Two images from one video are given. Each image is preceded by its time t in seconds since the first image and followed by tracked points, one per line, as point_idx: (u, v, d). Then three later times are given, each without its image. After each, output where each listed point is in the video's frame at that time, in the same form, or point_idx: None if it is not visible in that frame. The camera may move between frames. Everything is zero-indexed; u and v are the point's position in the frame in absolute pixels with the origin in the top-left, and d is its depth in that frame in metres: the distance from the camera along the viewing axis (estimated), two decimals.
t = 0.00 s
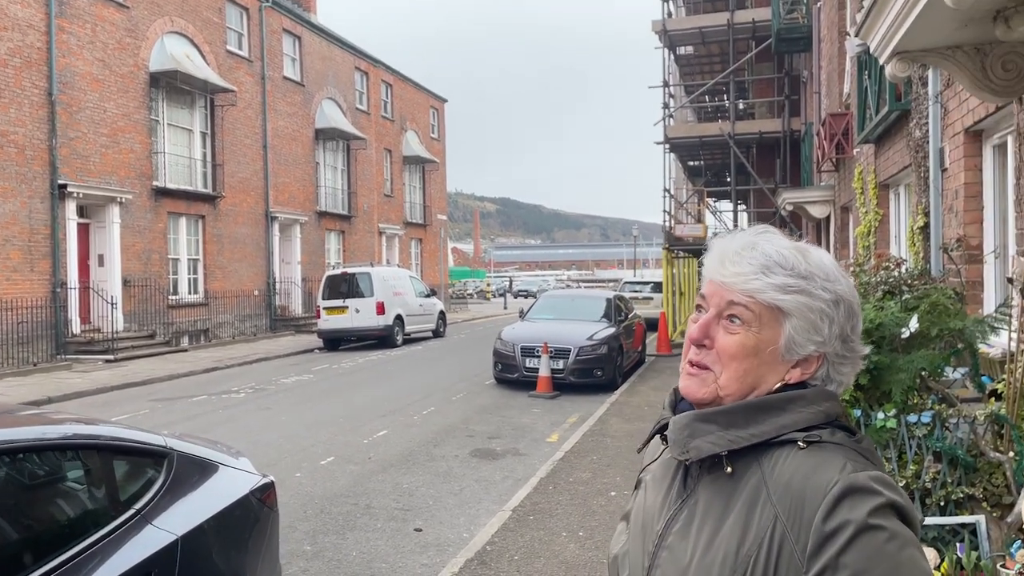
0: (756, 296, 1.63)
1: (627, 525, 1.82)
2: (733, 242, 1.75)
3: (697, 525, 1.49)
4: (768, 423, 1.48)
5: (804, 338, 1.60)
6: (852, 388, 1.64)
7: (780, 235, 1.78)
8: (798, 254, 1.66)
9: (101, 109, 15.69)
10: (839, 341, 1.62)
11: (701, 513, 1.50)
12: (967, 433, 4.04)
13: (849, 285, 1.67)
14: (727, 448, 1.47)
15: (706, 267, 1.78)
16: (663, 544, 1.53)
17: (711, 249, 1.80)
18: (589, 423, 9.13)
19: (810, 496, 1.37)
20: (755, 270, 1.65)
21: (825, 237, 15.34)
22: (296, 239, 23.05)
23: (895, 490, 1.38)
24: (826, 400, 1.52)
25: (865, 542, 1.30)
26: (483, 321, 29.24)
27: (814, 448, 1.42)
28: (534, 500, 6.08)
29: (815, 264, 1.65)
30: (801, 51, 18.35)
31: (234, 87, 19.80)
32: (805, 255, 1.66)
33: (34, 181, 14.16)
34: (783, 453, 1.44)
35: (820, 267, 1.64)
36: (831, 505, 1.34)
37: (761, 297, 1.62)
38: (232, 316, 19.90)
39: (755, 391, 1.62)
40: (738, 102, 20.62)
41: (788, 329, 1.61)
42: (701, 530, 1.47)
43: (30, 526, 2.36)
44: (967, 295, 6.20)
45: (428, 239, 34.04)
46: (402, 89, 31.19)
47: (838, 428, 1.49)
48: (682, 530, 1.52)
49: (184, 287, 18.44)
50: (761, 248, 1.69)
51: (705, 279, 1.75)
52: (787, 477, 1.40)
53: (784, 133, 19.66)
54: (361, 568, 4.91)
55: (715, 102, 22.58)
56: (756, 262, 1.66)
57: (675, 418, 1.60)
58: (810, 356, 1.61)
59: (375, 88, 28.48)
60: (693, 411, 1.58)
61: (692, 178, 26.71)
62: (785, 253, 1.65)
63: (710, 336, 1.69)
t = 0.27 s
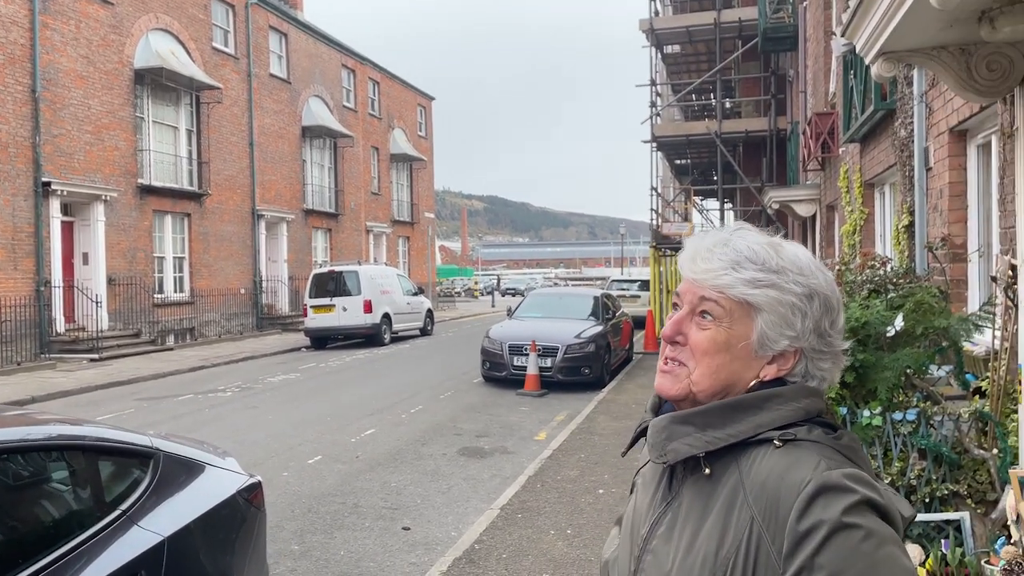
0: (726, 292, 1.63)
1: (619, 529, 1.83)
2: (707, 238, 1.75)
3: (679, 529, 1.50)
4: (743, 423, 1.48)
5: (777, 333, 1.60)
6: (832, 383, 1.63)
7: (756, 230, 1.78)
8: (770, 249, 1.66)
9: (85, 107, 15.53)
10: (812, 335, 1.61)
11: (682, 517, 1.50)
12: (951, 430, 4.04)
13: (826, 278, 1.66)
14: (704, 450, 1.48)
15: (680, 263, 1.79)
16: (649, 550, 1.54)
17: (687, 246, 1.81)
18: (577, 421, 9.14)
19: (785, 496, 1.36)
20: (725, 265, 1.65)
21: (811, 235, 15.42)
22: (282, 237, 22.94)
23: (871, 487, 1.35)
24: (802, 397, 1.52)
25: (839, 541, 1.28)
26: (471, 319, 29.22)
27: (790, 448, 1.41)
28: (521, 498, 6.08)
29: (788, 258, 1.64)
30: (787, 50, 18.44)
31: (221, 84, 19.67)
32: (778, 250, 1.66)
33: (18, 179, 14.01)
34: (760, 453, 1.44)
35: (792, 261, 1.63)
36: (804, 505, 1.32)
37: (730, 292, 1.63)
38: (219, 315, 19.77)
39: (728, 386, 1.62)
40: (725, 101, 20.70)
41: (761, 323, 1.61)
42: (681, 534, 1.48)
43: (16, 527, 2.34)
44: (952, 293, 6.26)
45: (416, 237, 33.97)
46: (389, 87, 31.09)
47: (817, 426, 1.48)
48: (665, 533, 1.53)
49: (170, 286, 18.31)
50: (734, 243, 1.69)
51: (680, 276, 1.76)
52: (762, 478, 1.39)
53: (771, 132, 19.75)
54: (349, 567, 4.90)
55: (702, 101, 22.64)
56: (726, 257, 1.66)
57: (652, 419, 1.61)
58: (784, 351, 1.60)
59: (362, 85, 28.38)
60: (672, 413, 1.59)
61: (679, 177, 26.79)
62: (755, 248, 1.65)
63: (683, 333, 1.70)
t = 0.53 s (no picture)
0: (720, 293, 1.63)
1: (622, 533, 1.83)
2: (701, 239, 1.75)
3: (678, 533, 1.50)
4: (740, 425, 1.47)
5: (772, 334, 1.59)
6: (831, 382, 1.62)
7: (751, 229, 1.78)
8: (764, 248, 1.65)
9: (76, 105, 15.43)
10: (808, 333, 1.60)
11: (681, 521, 1.50)
12: (944, 429, 4.06)
13: (822, 276, 1.65)
14: (700, 453, 1.48)
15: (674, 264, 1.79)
16: (649, 555, 1.55)
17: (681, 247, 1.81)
18: (570, 420, 9.14)
19: (780, 499, 1.35)
20: (719, 267, 1.65)
21: (803, 234, 15.46)
22: (274, 236, 22.86)
23: (869, 488, 1.34)
24: (800, 397, 1.51)
25: (835, 543, 1.27)
26: (463, 318, 29.19)
27: (786, 449, 1.41)
28: (515, 497, 6.07)
29: (783, 257, 1.64)
30: (779, 49, 18.47)
31: (212, 83, 19.58)
32: (772, 249, 1.66)
33: (7, 178, 13.92)
34: (756, 455, 1.43)
35: (786, 260, 1.63)
36: (799, 507, 1.32)
37: (724, 293, 1.62)
38: (210, 313, 19.68)
39: (724, 388, 1.62)
40: (717, 100, 20.73)
41: (755, 324, 1.60)
42: (680, 538, 1.48)
43: (6, 528, 2.32)
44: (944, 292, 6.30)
45: (408, 236, 33.91)
46: (381, 86, 31.01)
47: (815, 427, 1.47)
48: (665, 538, 1.53)
49: (161, 285, 18.22)
50: (727, 243, 1.69)
51: (674, 278, 1.76)
52: (758, 481, 1.39)
53: (763, 131, 19.79)
54: (342, 568, 4.88)
55: (695, 100, 22.67)
56: (718, 259, 1.66)
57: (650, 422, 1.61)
58: (781, 351, 1.60)
59: (354, 84, 28.30)
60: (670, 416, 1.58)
61: (671, 176, 26.82)
62: (748, 249, 1.64)
63: (678, 335, 1.70)
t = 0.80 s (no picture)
0: (726, 302, 1.63)
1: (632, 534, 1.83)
2: (704, 245, 1.75)
3: (689, 537, 1.49)
4: (754, 430, 1.47)
5: (782, 340, 1.59)
6: (845, 383, 1.61)
7: (755, 231, 1.76)
8: (769, 252, 1.64)
9: (72, 104, 15.40)
10: (818, 337, 1.59)
11: (692, 525, 1.50)
12: (942, 428, 4.07)
13: (830, 276, 1.64)
14: (712, 458, 1.47)
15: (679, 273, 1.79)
16: (659, 558, 1.54)
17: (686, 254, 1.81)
18: (568, 420, 9.14)
19: (796, 506, 1.35)
20: (723, 275, 1.65)
21: (800, 234, 15.47)
22: (271, 236, 22.84)
23: (886, 497, 1.34)
24: (814, 402, 1.51)
25: (850, 553, 1.26)
26: (460, 317, 29.18)
27: (801, 455, 1.40)
28: (513, 498, 6.07)
29: (789, 260, 1.63)
30: (776, 49, 18.48)
31: (209, 82, 19.55)
32: (778, 252, 1.64)
33: (4, 177, 13.89)
34: (770, 460, 1.43)
35: (792, 263, 1.62)
36: (815, 517, 1.31)
37: (731, 302, 1.62)
38: (207, 313, 19.64)
39: (734, 397, 1.62)
40: (714, 100, 20.74)
41: (764, 332, 1.60)
42: (691, 542, 1.48)
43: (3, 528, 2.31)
44: (942, 291, 6.32)
45: (405, 235, 33.88)
46: (378, 85, 30.99)
47: (829, 432, 1.47)
48: (675, 542, 1.53)
49: (158, 285, 18.19)
50: (732, 249, 1.68)
51: (680, 286, 1.76)
52: (772, 487, 1.38)
53: (760, 131, 19.81)
54: (340, 568, 4.87)
55: (692, 99, 22.67)
56: (724, 266, 1.66)
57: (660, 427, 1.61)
58: (791, 357, 1.59)
59: (351, 83, 28.26)
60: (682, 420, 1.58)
61: (668, 175, 26.83)
62: (753, 254, 1.63)
63: (686, 346, 1.70)
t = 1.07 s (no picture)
0: (702, 307, 1.64)
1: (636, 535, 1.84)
2: (681, 252, 1.76)
3: (692, 538, 1.49)
4: (757, 429, 1.47)
5: (763, 337, 1.59)
6: (839, 372, 1.59)
7: (732, 231, 1.76)
8: (741, 252, 1.64)
9: (73, 105, 15.42)
10: (800, 330, 1.58)
11: (694, 525, 1.50)
12: (943, 430, 4.07)
13: (807, 265, 1.61)
14: (714, 459, 1.47)
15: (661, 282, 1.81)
16: (662, 558, 1.55)
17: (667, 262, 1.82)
18: (568, 420, 9.14)
19: (799, 506, 1.35)
20: (697, 280, 1.66)
21: (801, 235, 15.47)
22: (272, 236, 22.86)
23: (887, 495, 1.34)
24: (813, 400, 1.51)
25: (854, 552, 1.26)
26: (461, 318, 29.18)
27: (804, 455, 1.40)
28: (513, 498, 6.07)
29: (762, 258, 1.62)
30: (778, 50, 18.47)
31: (210, 83, 19.57)
32: (750, 251, 1.64)
33: (5, 178, 13.90)
34: (773, 460, 1.43)
35: (764, 260, 1.61)
36: (818, 515, 1.31)
37: (707, 307, 1.63)
38: (208, 314, 19.65)
39: (725, 400, 1.63)
40: (715, 100, 20.76)
41: (744, 332, 1.60)
42: (694, 543, 1.48)
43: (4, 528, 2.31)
44: (942, 292, 6.32)
45: (406, 236, 33.89)
46: (379, 86, 31.01)
47: (832, 431, 1.47)
48: (679, 542, 1.53)
49: (159, 285, 18.20)
50: (704, 253, 1.69)
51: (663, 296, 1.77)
52: (775, 487, 1.38)
53: (761, 132, 19.81)
54: (340, 568, 4.87)
55: (693, 100, 22.67)
56: (696, 272, 1.67)
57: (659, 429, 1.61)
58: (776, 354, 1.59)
59: (353, 84, 28.28)
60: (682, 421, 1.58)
61: (669, 176, 26.82)
62: (722, 257, 1.64)
63: (672, 353, 1.71)
